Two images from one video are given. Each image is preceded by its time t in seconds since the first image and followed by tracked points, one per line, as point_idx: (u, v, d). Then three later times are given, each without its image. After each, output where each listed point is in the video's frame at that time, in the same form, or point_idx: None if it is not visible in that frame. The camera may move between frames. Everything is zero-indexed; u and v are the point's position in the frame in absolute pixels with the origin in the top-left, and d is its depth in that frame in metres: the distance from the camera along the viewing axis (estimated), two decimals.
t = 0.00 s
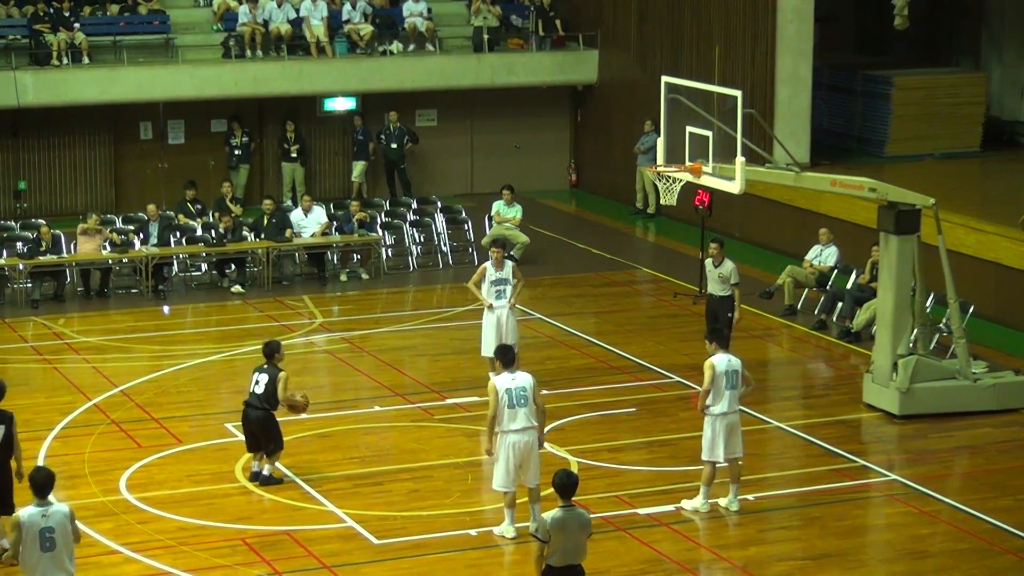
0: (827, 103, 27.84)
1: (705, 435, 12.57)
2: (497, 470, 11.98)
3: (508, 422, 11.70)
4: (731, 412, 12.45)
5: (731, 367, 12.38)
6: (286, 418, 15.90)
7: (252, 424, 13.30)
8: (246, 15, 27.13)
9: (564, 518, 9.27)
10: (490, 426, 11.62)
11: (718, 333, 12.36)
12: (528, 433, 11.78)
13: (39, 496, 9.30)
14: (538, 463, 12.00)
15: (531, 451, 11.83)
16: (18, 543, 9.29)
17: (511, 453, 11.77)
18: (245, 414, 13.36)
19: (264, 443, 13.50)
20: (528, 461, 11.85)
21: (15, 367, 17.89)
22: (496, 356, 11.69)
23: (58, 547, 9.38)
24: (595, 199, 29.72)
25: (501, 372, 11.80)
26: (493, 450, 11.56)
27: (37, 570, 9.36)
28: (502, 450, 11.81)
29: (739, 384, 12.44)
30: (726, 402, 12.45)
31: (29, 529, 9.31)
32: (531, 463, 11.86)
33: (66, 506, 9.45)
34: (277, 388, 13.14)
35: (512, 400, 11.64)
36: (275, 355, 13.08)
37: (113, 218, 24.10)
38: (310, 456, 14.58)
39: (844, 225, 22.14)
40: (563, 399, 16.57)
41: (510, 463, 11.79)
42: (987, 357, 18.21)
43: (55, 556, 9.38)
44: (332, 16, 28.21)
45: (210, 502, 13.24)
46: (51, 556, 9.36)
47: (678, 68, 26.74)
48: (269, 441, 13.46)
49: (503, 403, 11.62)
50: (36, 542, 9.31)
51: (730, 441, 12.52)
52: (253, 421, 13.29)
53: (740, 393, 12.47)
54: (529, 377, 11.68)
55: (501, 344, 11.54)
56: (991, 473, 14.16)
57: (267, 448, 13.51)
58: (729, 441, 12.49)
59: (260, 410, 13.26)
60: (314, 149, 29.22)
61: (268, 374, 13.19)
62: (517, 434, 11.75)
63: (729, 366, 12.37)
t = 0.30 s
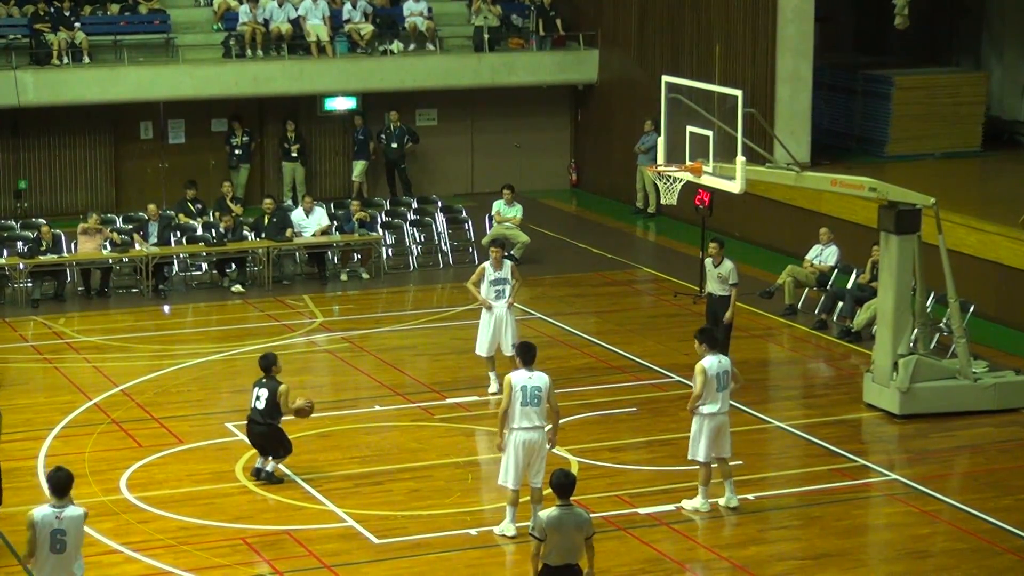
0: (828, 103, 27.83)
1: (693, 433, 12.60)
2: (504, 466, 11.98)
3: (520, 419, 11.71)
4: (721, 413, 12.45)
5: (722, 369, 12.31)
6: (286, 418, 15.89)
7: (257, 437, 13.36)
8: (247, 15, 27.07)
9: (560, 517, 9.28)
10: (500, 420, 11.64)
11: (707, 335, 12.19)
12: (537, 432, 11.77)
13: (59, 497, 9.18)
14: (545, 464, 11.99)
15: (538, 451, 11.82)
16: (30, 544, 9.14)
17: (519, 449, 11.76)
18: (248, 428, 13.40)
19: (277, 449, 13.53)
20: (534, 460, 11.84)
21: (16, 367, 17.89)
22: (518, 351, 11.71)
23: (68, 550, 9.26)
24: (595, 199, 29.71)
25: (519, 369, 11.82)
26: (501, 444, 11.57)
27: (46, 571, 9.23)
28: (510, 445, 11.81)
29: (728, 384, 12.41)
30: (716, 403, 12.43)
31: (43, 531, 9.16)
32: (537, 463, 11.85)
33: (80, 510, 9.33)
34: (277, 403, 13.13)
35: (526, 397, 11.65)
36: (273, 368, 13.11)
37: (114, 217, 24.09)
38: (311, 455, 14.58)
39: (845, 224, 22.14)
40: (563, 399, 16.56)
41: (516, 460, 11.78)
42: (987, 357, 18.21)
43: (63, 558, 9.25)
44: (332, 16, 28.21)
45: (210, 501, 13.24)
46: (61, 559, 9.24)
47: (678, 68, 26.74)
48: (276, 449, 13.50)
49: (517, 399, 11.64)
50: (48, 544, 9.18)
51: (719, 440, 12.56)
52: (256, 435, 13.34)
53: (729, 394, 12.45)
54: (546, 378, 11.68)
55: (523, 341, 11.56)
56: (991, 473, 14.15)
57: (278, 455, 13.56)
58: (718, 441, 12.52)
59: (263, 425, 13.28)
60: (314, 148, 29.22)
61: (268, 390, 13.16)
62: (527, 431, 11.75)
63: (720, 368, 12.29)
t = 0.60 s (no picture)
0: (828, 103, 27.85)
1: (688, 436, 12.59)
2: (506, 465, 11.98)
3: (526, 419, 11.72)
4: (718, 414, 12.50)
5: (717, 370, 12.37)
6: (286, 418, 15.90)
7: (262, 427, 13.36)
8: (246, 15, 27.13)
9: (559, 518, 9.28)
10: (507, 418, 11.64)
11: (701, 337, 12.17)
12: (542, 433, 11.79)
13: (73, 497, 9.16)
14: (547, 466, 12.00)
15: (542, 452, 11.84)
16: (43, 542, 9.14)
17: (523, 448, 11.77)
18: (253, 419, 13.38)
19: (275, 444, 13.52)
20: (538, 461, 11.84)
21: (15, 368, 17.89)
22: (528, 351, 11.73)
23: (82, 551, 9.24)
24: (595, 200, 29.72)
25: (528, 368, 11.84)
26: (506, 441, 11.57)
27: (59, 571, 9.21)
28: (514, 444, 11.81)
29: (722, 384, 12.49)
30: (712, 404, 12.47)
31: (57, 529, 9.16)
32: (539, 464, 11.85)
33: (96, 511, 9.30)
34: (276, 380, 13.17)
35: (534, 398, 11.66)
36: (265, 351, 13.23)
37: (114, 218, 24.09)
38: (310, 456, 14.59)
39: (845, 225, 22.14)
40: (564, 399, 16.58)
41: (519, 459, 11.78)
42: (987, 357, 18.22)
43: (77, 559, 9.23)
44: (332, 17, 28.21)
45: (210, 502, 13.25)
46: (74, 559, 9.22)
47: (678, 68, 26.75)
48: (275, 443, 13.49)
49: (525, 398, 11.66)
50: (61, 543, 9.17)
51: (714, 442, 12.59)
52: (262, 423, 13.32)
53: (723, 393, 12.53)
54: (554, 380, 11.70)
55: (535, 342, 11.59)
56: (991, 474, 14.16)
57: (277, 450, 13.53)
58: (715, 442, 12.55)
59: (266, 411, 13.28)
60: (314, 149, 29.22)
61: (265, 375, 13.21)
62: (532, 432, 11.76)
63: (715, 369, 12.33)
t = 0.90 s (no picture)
0: (828, 103, 27.85)
1: (687, 434, 12.63)
2: (507, 463, 11.99)
3: (526, 421, 11.69)
4: (716, 412, 12.53)
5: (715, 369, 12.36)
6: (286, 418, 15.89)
7: (261, 395, 13.39)
8: (246, 15, 27.16)
9: (557, 518, 9.27)
10: (507, 420, 11.62)
11: (697, 338, 12.13)
12: (542, 433, 11.78)
13: (78, 497, 9.16)
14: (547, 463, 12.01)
15: (543, 451, 11.84)
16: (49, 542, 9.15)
17: (522, 450, 11.77)
18: (251, 389, 13.44)
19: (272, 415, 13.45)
20: (538, 461, 11.85)
21: (15, 367, 17.89)
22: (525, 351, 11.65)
23: (86, 552, 9.21)
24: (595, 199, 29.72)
25: (526, 368, 11.78)
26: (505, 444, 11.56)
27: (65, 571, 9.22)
28: (514, 445, 11.81)
29: (719, 381, 12.49)
30: (710, 403, 12.49)
31: (61, 530, 9.15)
32: (540, 463, 11.87)
33: (102, 512, 9.28)
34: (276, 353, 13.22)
35: (533, 399, 11.62)
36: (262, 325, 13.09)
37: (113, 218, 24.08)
38: (310, 456, 14.58)
39: (845, 225, 22.14)
40: (564, 399, 16.58)
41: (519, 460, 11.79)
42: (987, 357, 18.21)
43: (82, 559, 9.22)
44: (332, 16, 28.22)
45: (210, 501, 13.25)
46: (79, 559, 9.21)
47: (678, 68, 26.75)
48: (274, 412, 13.43)
49: (524, 399, 11.62)
50: (66, 543, 9.16)
51: (713, 439, 12.65)
52: (260, 393, 13.38)
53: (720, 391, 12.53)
54: (553, 380, 11.66)
55: (533, 341, 11.51)
56: (991, 474, 14.15)
57: (274, 420, 13.46)
58: (714, 439, 12.61)
59: (265, 382, 13.38)
60: (314, 148, 29.22)
61: (266, 345, 13.18)
62: (531, 432, 11.75)
63: (712, 369, 12.31)
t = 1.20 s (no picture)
0: (828, 103, 27.85)
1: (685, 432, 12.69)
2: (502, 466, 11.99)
3: (519, 423, 11.69)
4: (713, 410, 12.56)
5: (712, 367, 12.41)
6: (286, 418, 15.89)
7: (256, 415, 13.31)
8: (247, 15, 27.18)
9: (557, 518, 9.27)
10: (501, 424, 11.60)
11: (694, 334, 12.22)
12: (537, 433, 11.79)
13: (74, 498, 9.15)
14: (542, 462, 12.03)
15: (538, 451, 11.85)
16: (47, 542, 9.15)
17: (518, 452, 11.77)
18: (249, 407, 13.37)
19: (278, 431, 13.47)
20: (534, 461, 11.87)
21: (15, 367, 17.89)
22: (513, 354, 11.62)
23: (84, 552, 9.21)
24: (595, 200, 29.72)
25: (516, 370, 11.76)
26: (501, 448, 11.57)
27: (63, 572, 9.22)
28: (509, 448, 11.81)
29: (716, 380, 12.54)
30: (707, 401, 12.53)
31: (59, 530, 9.15)
32: (537, 463, 11.88)
33: (100, 513, 9.27)
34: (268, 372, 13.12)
35: (526, 402, 11.62)
36: (257, 341, 13.07)
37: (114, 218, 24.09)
38: (311, 456, 14.59)
39: (845, 225, 22.15)
40: (564, 398, 16.59)
41: (515, 462, 11.80)
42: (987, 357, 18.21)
43: (80, 559, 9.22)
44: (332, 16, 28.23)
45: (211, 501, 13.25)
46: (76, 560, 9.21)
47: (678, 68, 26.75)
48: (274, 430, 13.44)
49: (516, 402, 11.61)
50: (64, 544, 9.17)
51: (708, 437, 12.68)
52: (257, 411, 13.30)
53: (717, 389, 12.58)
54: (543, 380, 11.65)
55: (523, 344, 11.48)
56: (991, 474, 14.15)
57: (274, 438, 13.47)
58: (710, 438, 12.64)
59: (262, 400, 13.27)
60: (315, 148, 29.21)
61: (257, 365, 13.11)
62: (526, 434, 11.75)
63: (708, 367, 12.38)
